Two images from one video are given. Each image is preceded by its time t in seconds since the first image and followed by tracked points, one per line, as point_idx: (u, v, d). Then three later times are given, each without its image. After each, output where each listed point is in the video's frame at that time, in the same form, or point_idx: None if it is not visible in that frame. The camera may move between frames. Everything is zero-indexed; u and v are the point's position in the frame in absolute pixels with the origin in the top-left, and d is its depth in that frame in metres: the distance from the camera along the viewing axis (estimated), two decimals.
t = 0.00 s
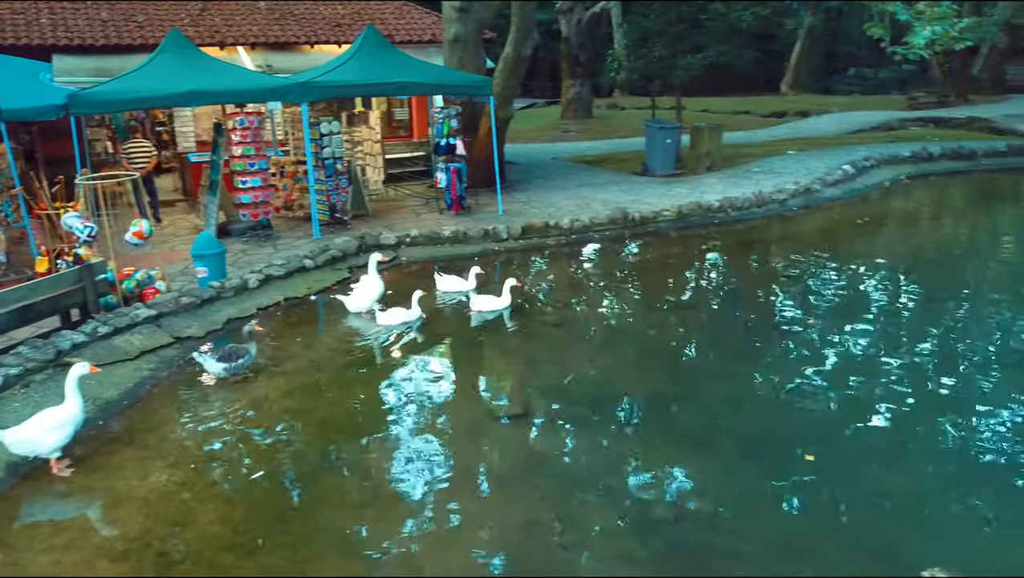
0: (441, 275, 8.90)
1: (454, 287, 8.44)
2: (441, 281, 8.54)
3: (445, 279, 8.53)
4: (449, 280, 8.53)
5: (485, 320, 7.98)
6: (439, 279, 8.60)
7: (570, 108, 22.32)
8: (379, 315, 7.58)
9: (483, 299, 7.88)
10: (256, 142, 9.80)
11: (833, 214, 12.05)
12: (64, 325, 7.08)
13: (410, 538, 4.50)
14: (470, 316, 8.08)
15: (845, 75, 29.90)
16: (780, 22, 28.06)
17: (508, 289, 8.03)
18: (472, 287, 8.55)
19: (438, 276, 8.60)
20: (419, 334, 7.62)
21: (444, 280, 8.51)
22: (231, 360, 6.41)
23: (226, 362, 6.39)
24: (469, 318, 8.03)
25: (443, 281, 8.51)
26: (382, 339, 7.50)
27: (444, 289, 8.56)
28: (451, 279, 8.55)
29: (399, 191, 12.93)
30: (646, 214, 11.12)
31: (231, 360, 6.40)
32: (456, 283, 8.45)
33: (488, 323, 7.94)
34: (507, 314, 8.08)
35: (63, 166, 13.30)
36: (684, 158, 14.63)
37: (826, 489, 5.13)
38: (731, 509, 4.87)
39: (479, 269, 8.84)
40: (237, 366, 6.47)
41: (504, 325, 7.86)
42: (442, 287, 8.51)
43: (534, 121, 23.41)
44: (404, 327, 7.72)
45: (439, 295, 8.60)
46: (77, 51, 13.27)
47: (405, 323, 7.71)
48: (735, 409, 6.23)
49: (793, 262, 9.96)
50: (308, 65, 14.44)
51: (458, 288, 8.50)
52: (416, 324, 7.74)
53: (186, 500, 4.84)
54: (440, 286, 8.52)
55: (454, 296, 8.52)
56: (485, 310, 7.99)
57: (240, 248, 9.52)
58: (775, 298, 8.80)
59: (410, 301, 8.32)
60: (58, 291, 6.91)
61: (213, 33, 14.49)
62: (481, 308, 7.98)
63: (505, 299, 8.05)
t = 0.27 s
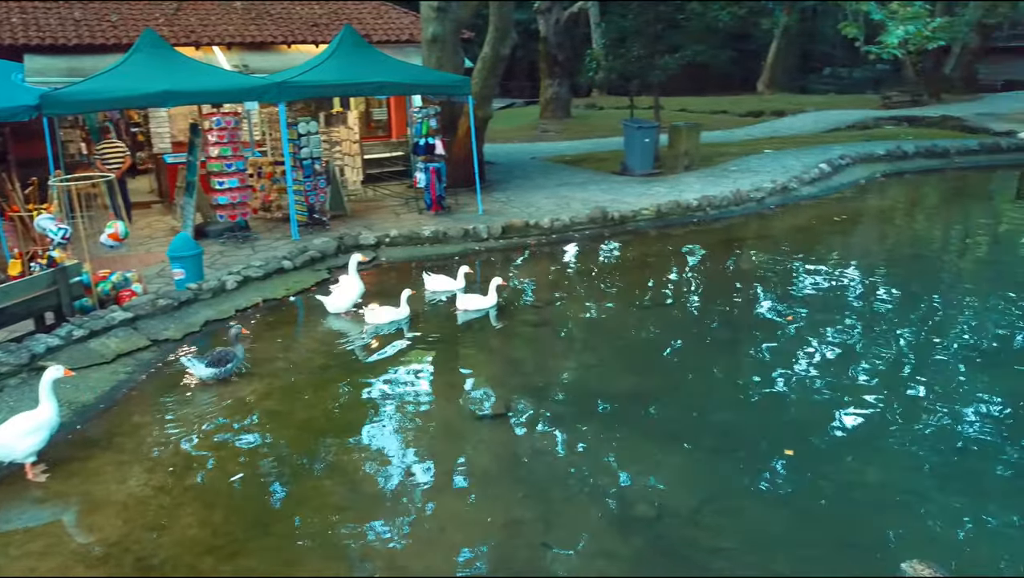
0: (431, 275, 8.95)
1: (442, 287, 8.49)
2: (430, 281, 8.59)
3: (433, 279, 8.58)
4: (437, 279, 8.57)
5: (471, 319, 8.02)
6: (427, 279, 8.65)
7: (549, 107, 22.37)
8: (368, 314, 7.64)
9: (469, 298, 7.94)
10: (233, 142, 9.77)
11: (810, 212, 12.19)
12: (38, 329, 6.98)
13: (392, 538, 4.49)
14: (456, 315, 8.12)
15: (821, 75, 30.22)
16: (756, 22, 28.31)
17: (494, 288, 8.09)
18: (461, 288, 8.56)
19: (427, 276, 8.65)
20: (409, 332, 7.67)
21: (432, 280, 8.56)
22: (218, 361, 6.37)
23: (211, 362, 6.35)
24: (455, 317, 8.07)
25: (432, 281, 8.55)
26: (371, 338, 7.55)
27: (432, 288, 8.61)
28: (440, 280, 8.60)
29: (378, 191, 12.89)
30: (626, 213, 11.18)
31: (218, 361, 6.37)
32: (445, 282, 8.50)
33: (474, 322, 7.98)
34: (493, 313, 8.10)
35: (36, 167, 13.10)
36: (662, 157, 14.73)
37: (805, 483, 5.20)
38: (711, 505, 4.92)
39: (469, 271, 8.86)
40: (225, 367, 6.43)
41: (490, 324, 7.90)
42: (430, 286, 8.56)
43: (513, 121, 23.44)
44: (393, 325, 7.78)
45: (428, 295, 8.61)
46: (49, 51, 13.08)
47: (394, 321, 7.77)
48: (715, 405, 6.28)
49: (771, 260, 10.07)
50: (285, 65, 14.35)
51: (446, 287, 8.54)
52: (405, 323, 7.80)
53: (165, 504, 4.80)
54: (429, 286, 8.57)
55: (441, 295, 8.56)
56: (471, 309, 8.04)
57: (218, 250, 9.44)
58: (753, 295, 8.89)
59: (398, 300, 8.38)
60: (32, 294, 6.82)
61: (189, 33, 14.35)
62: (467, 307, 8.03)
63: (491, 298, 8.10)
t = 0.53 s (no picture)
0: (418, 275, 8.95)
1: (430, 287, 8.47)
2: (419, 281, 8.58)
3: (422, 279, 8.56)
4: (425, 280, 8.54)
5: (457, 319, 8.05)
6: (415, 279, 8.63)
7: (527, 108, 22.38)
8: (356, 314, 7.65)
9: (455, 298, 7.96)
10: (209, 144, 9.64)
11: (787, 211, 12.32)
12: (12, 334, 6.87)
13: (375, 541, 4.49)
14: (442, 315, 8.15)
15: (797, 75, 30.53)
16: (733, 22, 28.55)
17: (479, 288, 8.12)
18: (450, 288, 8.58)
19: (415, 277, 8.63)
20: (399, 330, 7.73)
21: (421, 280, 8.53)
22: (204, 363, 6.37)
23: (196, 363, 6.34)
24: (441, 317, 8.10)
25: (421, 281, 8.53)
26: (363, 338, 7.57)
27: (421, 289, 8.60)
28: (429, 280, 8.57)
29: (357, 192, 12.85)
30: (605, 213, 11.23)
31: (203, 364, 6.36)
32: (433, 282, 8.48)
33: (461, 321, 8.01)
34: (478, 313, 8.14)
35: (7, 169, 12.89)
36: (641, 157, 14.81)
37: (784, 480, 5.26)
38: (691, 503, 4.97)
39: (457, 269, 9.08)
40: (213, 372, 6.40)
41: (477, 324, 7.94)
42: (419, 287, 8.54)
43: (492, 121, 23.45)
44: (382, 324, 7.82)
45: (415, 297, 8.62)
46: (20, 51, 12.87)
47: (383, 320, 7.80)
48: (694, 403, 6.34)
49: (749, 258, 10.17)
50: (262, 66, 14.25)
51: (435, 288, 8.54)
52: (394, 322, 7.85)
53: (142, 511, 4.75)
54: (418, 286, 8.55)
55: (429, 296, 8.55)
56: (456, 309, 8.07)
57: (195, 252, 9.36)
58: (731, 294, 8.97)
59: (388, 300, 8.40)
60: (5, 298, 6.73)
61: (163, 33, 14.19)
62: (452, 307, 8.05)
63: (477, 298, 8.14)
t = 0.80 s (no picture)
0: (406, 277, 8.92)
1: (416, 289, 8.41)
2: (406, 283, 8.53)
3: (409, 281, 8.51)
4: (412, 282, 8.47)
5: (443, 322, 8.04)
6: (403, 280, 8.57)
7: (506, 109, 22.38)
8: (346, 315, 7.65)
9: (440, 300, 7.95)
10: (185, 147, 9.57)
11: (764, 211, 12.44)
12: None
13: (358, 546, 4.48)
14: (427, 317, 8.13)
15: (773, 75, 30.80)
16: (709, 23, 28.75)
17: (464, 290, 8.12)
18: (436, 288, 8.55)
19: (402, 279, 8.59)
20: (388, 332, 7.76)
21: (409, 282, 8.49)
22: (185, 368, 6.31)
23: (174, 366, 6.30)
24: (426, 319, 8.09)
25: (408, 283, 8.48)
26: (354, 340, 7.57)
27: (408, 291, 8.57)
28: (417, 281, 8.51)
29: (336, 195, 12.78)
30: (584, 214, 11.27)
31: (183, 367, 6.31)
32: (420, 284, 8.44)
33: (447, 323, 8.01)
34: (464, 314, 8.16)
35: None
36: (619, 157, 14.86)
37: (763, 479, 5.32)
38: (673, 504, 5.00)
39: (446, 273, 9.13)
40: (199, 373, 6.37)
41: (462, 325, 7.98)
42: (407, 289, 8.50)
43: (470, 122, 23.43)
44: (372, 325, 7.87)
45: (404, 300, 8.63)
46: None
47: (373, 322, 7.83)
48: (675, 404, 6.40)
49: (727, 258, 10.28)
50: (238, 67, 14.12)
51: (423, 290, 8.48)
52: (383, 323, 7.87)
53: (120, 520, 4.69)
54: (405, 289, 8.53)
55: (417, 299, 8.54)
56: (442, 311, 8.05)
57: (172, 256, 9.27)
58: (711, 293, 9.06)
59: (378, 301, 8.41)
60: None
61: (137, 34, 14.00)
62: (438, 309, 8.04)
63: (462, 300, 8.14)
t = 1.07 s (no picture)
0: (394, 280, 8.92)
1: (403, 293, 8.38)
2: (392, 286, 8.51)
3: (395, 284, 8.49)
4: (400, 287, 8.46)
5: (429, 324, 8.11)
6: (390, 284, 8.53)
7: (485, 110, 22.40)
8: (335, 318, 7.71)
9: (426, 303, 8.00)
10: (161, 151, 9.43)
11: (742, 212, 12.56)
12: None
13: (340, 553, 4.48)
14: (413, 321, 8.17)
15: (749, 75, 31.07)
16: (686, 24, 28.94)
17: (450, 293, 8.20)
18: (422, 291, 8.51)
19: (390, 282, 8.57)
20: (377, 334, 7.82)
21: (394, 286, 8.47)
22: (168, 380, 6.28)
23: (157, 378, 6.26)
24: (412, 322, 8.12)
25: (394, 287, 8.47)
26: (344, 342, 7.63)
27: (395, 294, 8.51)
28: (405, 285, 8.47)
29: (314, 198, 12.73)
30: (564, 217, 11.31)
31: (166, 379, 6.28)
32: (407, 287, 8.43)
33: (433, 326, 8.06)
34: (449, 317, 8.24)
35: None
36: (598, 159, 14.92)
37: (742, 481, 5.40)
38: (653, 507, 5.05)
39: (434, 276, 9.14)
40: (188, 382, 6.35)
41: (448, 328, 8.03)
42: (395, 293, 8.47)
43: (449, 123, 23.40)
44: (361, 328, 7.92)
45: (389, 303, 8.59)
46: None
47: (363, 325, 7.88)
48: (654, 407, 6.45)
49: (706, 259, 10.39)
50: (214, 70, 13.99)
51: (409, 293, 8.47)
52: (373, 325, 7.93)
53: (99, 532, 4.65)
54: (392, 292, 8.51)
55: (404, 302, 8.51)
56: (427, 314, 8.11)
57: (149, 261, 9.19)
58: (689, 294, 9.15)
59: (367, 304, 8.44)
60: None
61: (111, 37, 13.81)
62: (423, 312, 8.09)
63: (447, 303, 8.22)
